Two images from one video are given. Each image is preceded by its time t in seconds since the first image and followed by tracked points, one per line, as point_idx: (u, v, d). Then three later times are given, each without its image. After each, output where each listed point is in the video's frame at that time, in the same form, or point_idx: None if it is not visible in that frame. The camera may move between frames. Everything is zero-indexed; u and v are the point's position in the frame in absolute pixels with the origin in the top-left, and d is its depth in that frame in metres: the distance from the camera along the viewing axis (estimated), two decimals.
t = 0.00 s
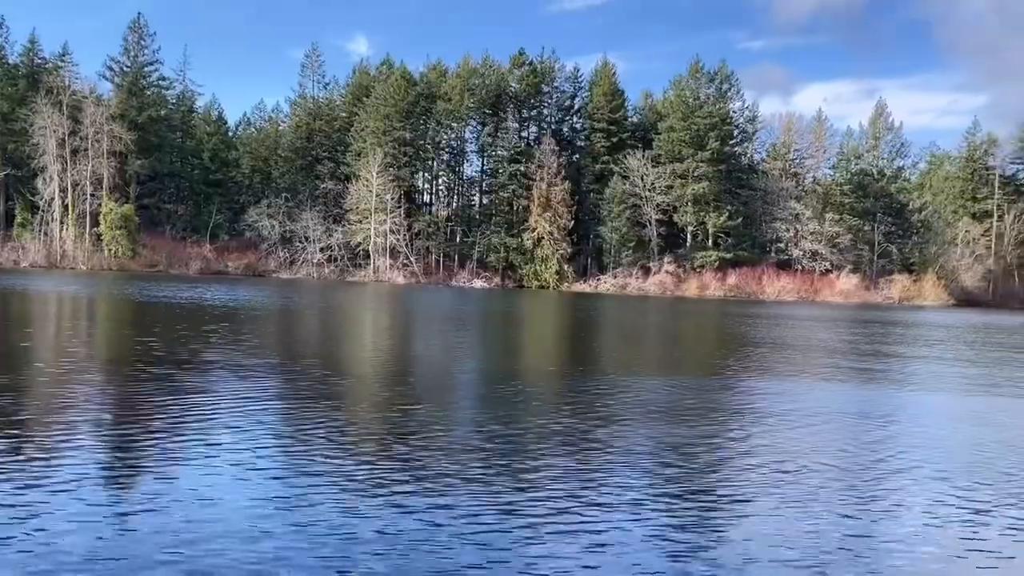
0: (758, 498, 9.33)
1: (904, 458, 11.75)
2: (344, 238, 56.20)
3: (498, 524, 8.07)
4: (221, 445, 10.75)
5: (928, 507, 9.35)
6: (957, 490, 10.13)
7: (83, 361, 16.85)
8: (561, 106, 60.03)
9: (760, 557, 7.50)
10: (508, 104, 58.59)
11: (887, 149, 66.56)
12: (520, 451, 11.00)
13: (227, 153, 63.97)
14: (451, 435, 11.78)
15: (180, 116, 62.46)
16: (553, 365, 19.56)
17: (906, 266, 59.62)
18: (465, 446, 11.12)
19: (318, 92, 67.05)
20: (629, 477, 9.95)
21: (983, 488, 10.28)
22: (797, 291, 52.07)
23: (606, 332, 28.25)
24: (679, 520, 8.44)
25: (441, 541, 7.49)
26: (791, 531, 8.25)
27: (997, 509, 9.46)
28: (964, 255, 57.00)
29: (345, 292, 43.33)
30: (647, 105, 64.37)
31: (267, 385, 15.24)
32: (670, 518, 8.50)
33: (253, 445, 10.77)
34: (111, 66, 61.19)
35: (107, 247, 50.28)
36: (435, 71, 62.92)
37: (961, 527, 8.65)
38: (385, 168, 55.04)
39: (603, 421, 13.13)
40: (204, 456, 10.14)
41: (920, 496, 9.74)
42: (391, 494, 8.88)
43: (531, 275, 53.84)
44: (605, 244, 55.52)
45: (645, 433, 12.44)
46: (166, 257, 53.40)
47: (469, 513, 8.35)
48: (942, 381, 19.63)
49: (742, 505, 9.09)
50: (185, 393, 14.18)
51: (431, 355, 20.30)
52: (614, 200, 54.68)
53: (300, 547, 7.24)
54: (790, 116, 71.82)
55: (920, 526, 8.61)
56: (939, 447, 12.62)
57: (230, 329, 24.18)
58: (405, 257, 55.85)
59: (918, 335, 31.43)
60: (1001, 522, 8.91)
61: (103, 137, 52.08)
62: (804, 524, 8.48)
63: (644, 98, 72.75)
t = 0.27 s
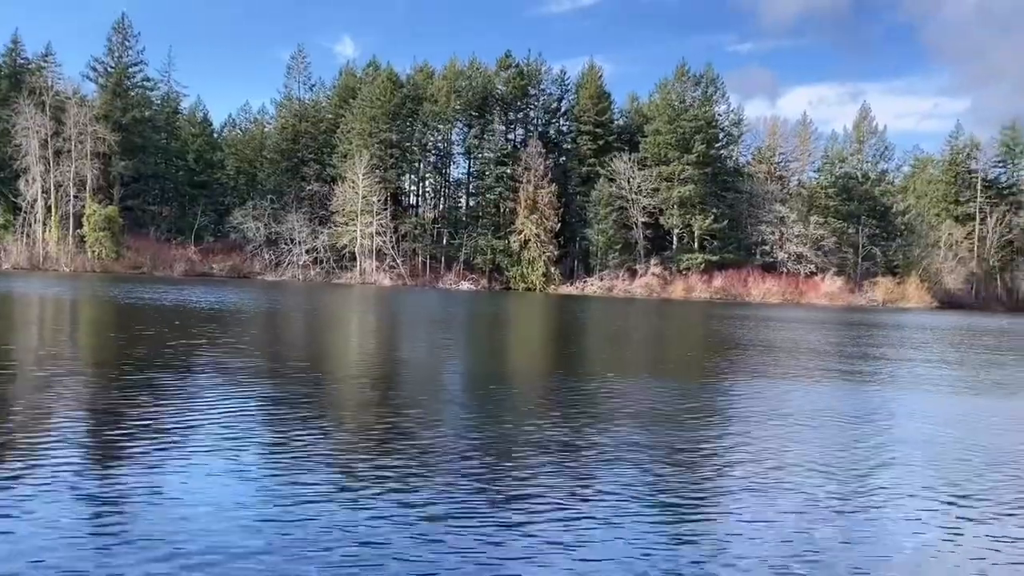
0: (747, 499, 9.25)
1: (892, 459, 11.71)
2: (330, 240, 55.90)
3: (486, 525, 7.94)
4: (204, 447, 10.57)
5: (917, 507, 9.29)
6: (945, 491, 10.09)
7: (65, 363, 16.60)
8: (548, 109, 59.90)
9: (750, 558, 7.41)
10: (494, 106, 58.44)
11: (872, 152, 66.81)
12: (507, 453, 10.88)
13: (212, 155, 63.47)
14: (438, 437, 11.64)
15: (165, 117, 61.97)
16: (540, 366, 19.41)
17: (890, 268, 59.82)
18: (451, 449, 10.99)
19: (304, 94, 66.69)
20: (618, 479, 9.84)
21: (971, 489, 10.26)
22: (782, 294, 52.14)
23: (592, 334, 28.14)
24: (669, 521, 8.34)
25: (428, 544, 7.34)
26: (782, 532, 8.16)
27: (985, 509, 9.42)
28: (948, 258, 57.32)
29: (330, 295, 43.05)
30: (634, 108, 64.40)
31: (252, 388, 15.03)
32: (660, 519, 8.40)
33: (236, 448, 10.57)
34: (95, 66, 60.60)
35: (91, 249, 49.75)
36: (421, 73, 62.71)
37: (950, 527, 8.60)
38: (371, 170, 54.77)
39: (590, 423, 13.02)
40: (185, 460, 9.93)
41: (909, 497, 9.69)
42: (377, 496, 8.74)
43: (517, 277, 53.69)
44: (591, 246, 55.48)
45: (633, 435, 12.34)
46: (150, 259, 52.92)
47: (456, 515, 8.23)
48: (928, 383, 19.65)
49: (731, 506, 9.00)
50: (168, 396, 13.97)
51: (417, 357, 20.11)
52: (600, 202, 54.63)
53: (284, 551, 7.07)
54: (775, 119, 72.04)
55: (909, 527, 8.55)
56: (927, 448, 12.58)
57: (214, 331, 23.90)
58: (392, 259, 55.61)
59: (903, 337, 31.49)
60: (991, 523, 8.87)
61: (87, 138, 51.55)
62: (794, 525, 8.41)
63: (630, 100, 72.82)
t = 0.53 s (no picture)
0: (730, 499, 9.25)
1: (877, 461, 11.69)
2: (315, 243, 55.60)
3: (470, 526, 7.90)
4: (186, 449, 10.47)
5: (898, 507, 9.32)
6: (932, 493, 10.06)
7: (46, 367, 16.38)
8: (534, 112, 59.68)
9: (732, 557, 7.42)
10: (481, 109, 58.30)
11: (856, 156, 67.11)
12: (491, 454, 10.83)
13: (197, 157, 63.03)
14: (422, 438, 11.57)
15: (149, 119, 61.46)
16: (525, 369, 19.33)
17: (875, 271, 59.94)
18: (435, 450, 10.94)
19: (290, 96, 66.33)
20: (601, 479, 9.83)
21: (958, 490, 10.23)
22: (767, 297, 52.30)
23: (578, 336, 28.06)
24: (651, 521, 8.34)
25: (412, 548, 7.21)
26: (770, 535, 8.07)
27: (964, 508, 9.47)
28: (930, 261, 57.74)
29: (316, 297, 42.77)
30: (620, 111, 64.45)
31: (235, 391, 14.90)
32: (643, 519, 8.38)
33: (217, 452, 10.39)
34: (78, 67, 60.01)
35: (73, 252, 49.22)
36: (407, 76, 62.54)
37: (930, 526, 8.64)
38: (357, 173, 54.53)
39: (574, 425, 12.98)
40: (165, 464, 9.74)
41: (890, 497, 9.72)
42: (360, 497, 8.67)
43: (504, 280, 53.57)
44: (578, 249, 55.48)
45: (616, 436, 12.33)
46: (134, 261, 52.45)
47: (440, 516, 8.17)
48: (912, 385, 19.69)
49: (714, 505, 9.00)
50: (151, 398, 13.82)
51: (402, 360, 20.00)
52: (587, 205, 54.64)
53: (265, 556, 6.90)
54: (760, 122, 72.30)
55: (891, 526, 8.57)
56: (908, 449, 12.63)
57: (198, 334, 23.69)
58: (378, 262, 55.39)
59: (887, 340, 31.60)
60: (979, 524, 8.84)
61: (70, 140, 51.05)
62: (775, 525, 8.41)
63: (616, 104, 72.92)
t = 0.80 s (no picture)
0: (717, 502, 9.25)
1: (863, 463, 11.72)
2: (300, 246, 55.38)
3: (458, 529, 7.85)
4: (171, 454, 10.35)
5: (884, 509, 9.35)
6: (913, 493, 10.16)
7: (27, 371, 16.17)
8: (520, 115, 59.63)
9: (720, 559, 7.41)
10: (467, 113, 58.24)
11: (839, 160, 67.29)
12: (478, 458, 10.78)
13: (181, 160, 62.60)
14: (408, 442, 11.50)
15: (132, 121, 61.02)
16: (511, 373, 19.25)
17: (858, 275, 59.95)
18: (422, 453, 10.87)
19: (275, 99, 66.06)
20: (589, 482, 9.80)
21: (938, 491, 10.34)
22: (751, 300, 52.51)
23: (563, 339, 28.08)
24: (640, 523, 8.31)
25: (397, 549, 7.21)
26: (754, 535, 8.12)
27: (950, 509, 9.50)
28: (913, 264, 58.20)
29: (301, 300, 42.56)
30: (605, 115, 64.57)
31: (220, 395, 14.77)
32: (631, 521, 8.36)
33: (201, 455, 10.34)
34: (61, 69, 59.48)
35: (55, 255, 48.73)
36: (393, 79, 62.44)
37: (916, 528, 8.67)
38: (342, 176, 54.34)
39: (561, 428, 12.94)
40: (149, 467, 9.68)
41: (876, 499, 9.74)
42: (347, 501, 8.60)
43: (489, 283, 53.48)
44: (563, 253, 55.52)
45: (604, 439, 12.30)
46: (117, 264, 52.06)
47: (428, 519, 8.12)
48: (894, 388, 19.85)
49: (702, 508, 8.98)
50: (134, 403, 13.68)
51: (388, 363, 19.87)
52: (572, 209, 54.64)
53: (249, 558, 6.89)
54: (745, 126, 72.63)
55: (877, 528, 8.59)
56: (894, 451, 12.67)
57: (182, 338, 23.48)
58: (363, 265, 55.22)
59: (871, 344, 31.73)
60: (958, 524, 8.94)
61: (52, 142, 50.59)
62: (763, 527, 8.40)
63: (602, 108, 73.10)
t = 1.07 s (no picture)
0: (702, 504, 9.23)
1: (846, 466, 11.74)
2: (284, 249, 55.08)
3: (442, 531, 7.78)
4: (152, 458, 10.21)
5: (868, 511, 9.35)
6: (902, 497, 10.13)
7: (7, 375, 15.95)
8: (505, 119, 59.30)
9: (705, 560, 7.38)
10: (452, 116, 58.13)
11: (823, 164, 67.64)
12: (462, 460, 10.71)
13: (164, 162, 62.09)
14: (393, 446, 11.41)
15: (115, 123, 60.49)
16: (496, 376, 19.16)
17: (841, 279, 60.12)
18: (406, 456, 10.79)
19: (259, 101, 65.72)
20: (574, 485, 9.75)
21: (927, 494, 10.31)
22: (736, 303, 52.71)
23: (549, 342, 28.03)
24: (625, 526, 8.27)
25: (385, 554, 7.09)
26: (739, 537, 8.10)
27: (932, 511, 9.52)
28: (896, 268, 58.58)
29: (286, 304, 42.27)
30: (590, 118, 64.63)
31: (203, 398, 14.62)
32: (616, 523, 8.31)
33: (186, 460, 10.17)
34: (43, 70, 58.87)
35: (36, 258, 48.16)
36: (378, 82, 62.29)
37: (900, 530, 8.67)
38: (327, 179, 54.08)
39: (546, 431, 12.88)
40: (133, 473, 9.50)
41: (860, 501, 9.75)
42: (331, 504, 8.51)
43: (475, 287, 53.38)
44: (549, 256, 55.49)
45: (589, 442, 12.26)
46: (99, 268, 51.57)
47: (412, 522, 8.05)
48: (879, 391, 19.89)
49: (686, 510, 8.96)
50: (115, 407, 13.51)
51: (372, 367, 19.74)
52: (558, 212, 54.60)
53: (233, 565, 6.74)
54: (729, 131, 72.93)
55: (861, 530, 8.58)
56: (876, 454, 12.71)
57: (164, 342, 23.24)
58: (348, 269, 54.98)
59: (854, 347, 31.87)
60: (949, 527, 8.89)
61: (33, 144, 50.02)
62: (747, 529, 8.39)
63: (587, 112, 73.21)
